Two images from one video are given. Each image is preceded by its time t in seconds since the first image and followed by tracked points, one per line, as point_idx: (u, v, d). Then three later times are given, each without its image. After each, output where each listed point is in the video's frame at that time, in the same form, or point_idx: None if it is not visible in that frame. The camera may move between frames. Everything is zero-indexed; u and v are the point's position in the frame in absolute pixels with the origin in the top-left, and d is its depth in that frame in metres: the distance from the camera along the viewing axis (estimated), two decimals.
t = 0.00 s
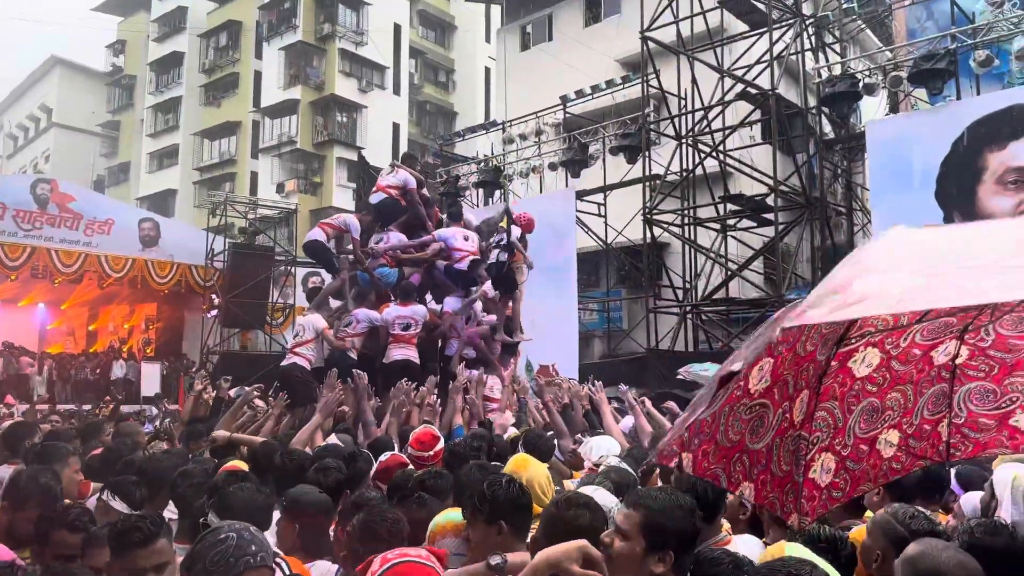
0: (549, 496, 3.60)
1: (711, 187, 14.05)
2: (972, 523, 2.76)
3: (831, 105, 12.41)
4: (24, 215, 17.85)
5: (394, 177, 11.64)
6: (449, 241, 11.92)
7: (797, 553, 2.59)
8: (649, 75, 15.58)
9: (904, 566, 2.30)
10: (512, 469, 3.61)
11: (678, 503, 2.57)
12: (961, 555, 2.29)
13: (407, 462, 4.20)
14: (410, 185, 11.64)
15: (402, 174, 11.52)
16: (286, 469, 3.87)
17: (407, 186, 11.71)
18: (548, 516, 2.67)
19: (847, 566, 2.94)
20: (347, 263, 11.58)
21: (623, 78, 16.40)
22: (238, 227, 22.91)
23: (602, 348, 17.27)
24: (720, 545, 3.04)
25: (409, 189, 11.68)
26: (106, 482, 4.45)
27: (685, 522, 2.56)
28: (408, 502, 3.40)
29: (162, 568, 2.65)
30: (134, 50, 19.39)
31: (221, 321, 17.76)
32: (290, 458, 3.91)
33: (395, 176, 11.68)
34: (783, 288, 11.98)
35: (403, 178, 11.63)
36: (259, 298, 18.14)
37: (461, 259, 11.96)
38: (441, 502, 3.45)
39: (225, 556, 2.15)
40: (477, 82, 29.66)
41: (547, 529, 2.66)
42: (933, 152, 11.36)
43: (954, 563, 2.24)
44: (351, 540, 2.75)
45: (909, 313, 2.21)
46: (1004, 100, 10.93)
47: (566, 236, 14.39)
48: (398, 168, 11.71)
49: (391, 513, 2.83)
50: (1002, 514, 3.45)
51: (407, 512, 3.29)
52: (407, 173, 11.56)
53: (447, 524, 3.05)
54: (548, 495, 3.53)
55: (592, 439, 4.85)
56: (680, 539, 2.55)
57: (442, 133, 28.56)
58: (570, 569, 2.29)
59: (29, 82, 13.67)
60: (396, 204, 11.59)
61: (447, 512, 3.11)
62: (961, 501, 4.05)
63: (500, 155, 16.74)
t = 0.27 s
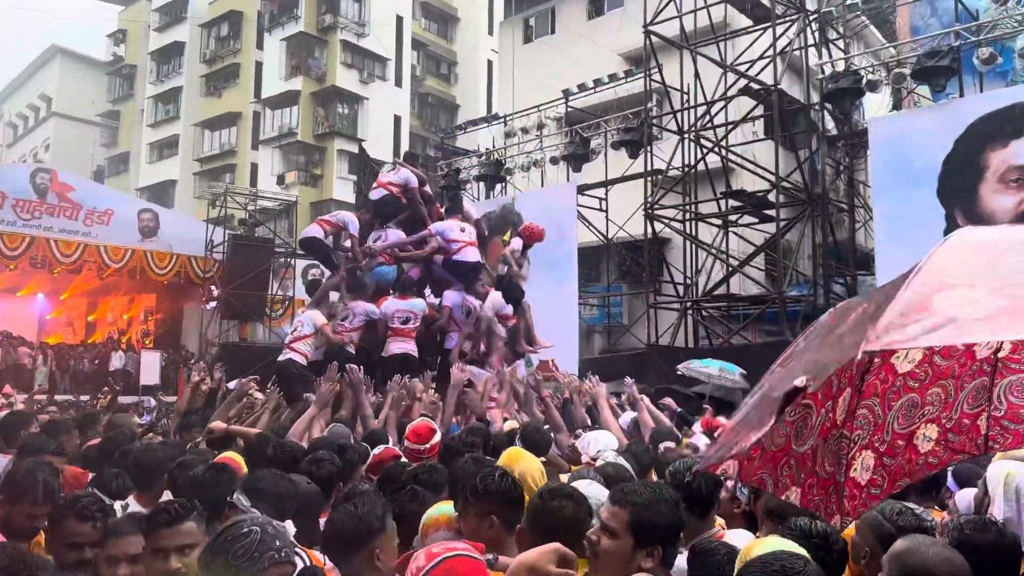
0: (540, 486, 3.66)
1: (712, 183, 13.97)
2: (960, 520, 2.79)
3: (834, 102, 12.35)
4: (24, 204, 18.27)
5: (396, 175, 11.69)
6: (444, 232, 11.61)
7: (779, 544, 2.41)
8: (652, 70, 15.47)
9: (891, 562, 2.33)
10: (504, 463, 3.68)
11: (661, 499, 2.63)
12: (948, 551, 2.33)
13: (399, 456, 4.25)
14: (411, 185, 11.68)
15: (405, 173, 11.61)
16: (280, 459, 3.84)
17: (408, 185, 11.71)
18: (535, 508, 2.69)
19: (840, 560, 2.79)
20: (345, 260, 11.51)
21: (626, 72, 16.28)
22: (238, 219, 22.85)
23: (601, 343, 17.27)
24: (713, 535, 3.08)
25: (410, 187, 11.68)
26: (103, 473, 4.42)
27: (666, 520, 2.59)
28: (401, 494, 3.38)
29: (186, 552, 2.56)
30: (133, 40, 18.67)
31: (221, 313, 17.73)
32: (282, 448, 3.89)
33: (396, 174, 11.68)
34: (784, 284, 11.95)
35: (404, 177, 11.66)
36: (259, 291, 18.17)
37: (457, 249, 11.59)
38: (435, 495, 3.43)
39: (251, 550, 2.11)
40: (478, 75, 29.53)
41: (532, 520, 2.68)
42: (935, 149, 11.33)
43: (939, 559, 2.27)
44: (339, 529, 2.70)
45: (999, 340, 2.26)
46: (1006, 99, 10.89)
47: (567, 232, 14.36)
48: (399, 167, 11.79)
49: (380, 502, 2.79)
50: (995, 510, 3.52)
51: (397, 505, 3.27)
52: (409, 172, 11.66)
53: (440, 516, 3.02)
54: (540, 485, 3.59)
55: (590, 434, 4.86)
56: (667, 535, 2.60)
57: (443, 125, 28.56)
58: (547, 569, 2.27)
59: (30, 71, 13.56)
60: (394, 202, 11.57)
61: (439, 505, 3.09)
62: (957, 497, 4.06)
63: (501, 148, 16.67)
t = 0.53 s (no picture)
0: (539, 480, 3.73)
1: (715, 181, 13.97)
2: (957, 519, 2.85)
3: (837, 101, 12.34)
4: (26, 197, 18.12)
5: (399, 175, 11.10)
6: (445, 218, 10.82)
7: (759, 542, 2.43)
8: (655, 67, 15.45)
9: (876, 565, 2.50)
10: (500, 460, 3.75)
11: (663, 494, 2.66)
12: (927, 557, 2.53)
13: (399, 451, 4.27)
14: (414, 184, 11.09)
15: (408, 172, 11.04)
16: (279, 452, 3.86)
17: (411, 184, 11.12)
18: (529, 503, 2.70)
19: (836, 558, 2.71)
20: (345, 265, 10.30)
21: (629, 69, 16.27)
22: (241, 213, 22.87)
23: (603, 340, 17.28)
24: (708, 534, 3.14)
25: (414, 187, 11.10)
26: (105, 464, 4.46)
27: (668, 515, 2.64)
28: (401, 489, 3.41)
29: (220, 555, 2.64)
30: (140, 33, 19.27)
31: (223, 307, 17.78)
32: (281, 442, 3.89)
33: (399, 173, 11.09)
34: (786, 283, 11.95)
35: (407, 176, 11.09)
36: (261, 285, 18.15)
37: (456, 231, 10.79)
38: (434, 490, 3.46)
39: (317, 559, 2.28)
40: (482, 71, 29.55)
41: (530, 513, 2.69)
42: (938, 148, 11.32)
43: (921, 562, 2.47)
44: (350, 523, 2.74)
45: None
46: (1008, 99, 10.92)
47: (569, 229, 14.37)
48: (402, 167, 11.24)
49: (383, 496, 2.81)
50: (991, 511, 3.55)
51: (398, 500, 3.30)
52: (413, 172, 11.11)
53: (444, 511, 3.06)
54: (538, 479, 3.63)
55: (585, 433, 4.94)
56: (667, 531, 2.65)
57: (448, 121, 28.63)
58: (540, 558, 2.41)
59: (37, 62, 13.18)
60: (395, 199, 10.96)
61: (438, 500, 3.12)
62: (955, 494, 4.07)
63: (504, 145, 16.65)
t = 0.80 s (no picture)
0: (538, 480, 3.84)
1: (721, 182, 13.95)
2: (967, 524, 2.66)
3: (844, 102, 12.29)
4: (35, 196, 17.86)
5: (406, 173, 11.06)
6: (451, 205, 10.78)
7: (765, 545, 2.42)
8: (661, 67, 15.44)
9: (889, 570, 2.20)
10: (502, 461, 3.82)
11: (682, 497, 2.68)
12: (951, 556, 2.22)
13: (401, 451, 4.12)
14: (420, 183, 11.05)
15: (414, 171, 11.04)
16: (284, 452, 3.84)
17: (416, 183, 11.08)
18: (541, 503, 2.66)
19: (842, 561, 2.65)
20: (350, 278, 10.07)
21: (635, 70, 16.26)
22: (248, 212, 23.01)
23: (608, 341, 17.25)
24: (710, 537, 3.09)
25: (419, 186, 11.05)
26: (109, 464, 4.46)
27: (690, 523, 2.65)
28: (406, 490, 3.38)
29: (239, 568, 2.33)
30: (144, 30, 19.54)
31: (229, 306, 17.76)
32: (285, 443, 3.87)
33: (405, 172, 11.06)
34: (792, 284, 11.90)
35: (412, 175, 11.06)
36: (267, 284, 18.14)
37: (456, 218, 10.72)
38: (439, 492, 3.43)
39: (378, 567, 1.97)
40: (488, 71, 29.73)
41: (540, 515, 2.64)
42: (947, 150, 11.26)
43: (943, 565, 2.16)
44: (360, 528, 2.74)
45: None
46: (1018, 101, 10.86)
47: (575, 232, 14.37)
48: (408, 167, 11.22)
49: (390, 499, 2.83)
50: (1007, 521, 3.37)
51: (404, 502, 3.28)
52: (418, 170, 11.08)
53: (450, 511, 2.89)
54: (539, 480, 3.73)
55: (591, 436, 4.74)
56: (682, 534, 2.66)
57: (453, 122, 28.81)
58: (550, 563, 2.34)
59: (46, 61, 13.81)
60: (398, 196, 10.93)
61: (443, 499, 2.97)
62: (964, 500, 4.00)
63: (510, 145, 16.66)
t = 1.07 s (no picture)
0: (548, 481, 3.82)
1: (730, 184, 13.90)
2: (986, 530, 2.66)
3: (855, 104, 12.24)
4: (46, 198, 18.06)
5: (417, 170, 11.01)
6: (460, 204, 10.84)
7: (778, 547, 2.37)
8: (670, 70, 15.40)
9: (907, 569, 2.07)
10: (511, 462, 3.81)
11: (682, 496, 2.65)
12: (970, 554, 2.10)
13: (408, 452, 4.18)
14: (431, 179, 11.03)
15: (426, 167, 11.02)
16: (293, 452, 3.84)
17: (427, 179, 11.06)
18: (554, 508, 2.63)
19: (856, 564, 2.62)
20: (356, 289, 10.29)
21: (644, 72, 16.26)
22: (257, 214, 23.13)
23: (617, 343, 17.22)
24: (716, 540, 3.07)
25: (430, 182, 11.03)
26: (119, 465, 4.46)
27: (688, 521, 2.62)
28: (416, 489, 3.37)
29: None
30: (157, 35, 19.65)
31: (238, 308, 17.79)
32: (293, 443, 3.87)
33: (417, 167, 11.03)
34: (802, 286, 11.84)
35: (423, 171, 11.03)
36: (276, 286, 18.19)
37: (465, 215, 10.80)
38: (447, 492, 3.42)
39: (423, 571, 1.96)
40: (496, 75, 29.80)
41: (553, 519, 2.62)
42: (958, 151, 11.20)
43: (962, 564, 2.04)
44: (362, 524, 2.69)
45: None
46: None
47: (582, 230, 14.41)
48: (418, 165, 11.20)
49: (397, 499, 2.79)
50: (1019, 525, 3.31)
51: (414, 501, 3.27)
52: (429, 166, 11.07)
53: (463, 512, 2.87)
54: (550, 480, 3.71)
55: (598, 439, 4.67)
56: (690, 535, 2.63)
57: (462, 124, 29.03)
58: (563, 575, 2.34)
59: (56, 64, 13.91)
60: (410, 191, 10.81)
61: (456, 500, 2.95)
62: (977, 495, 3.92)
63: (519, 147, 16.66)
